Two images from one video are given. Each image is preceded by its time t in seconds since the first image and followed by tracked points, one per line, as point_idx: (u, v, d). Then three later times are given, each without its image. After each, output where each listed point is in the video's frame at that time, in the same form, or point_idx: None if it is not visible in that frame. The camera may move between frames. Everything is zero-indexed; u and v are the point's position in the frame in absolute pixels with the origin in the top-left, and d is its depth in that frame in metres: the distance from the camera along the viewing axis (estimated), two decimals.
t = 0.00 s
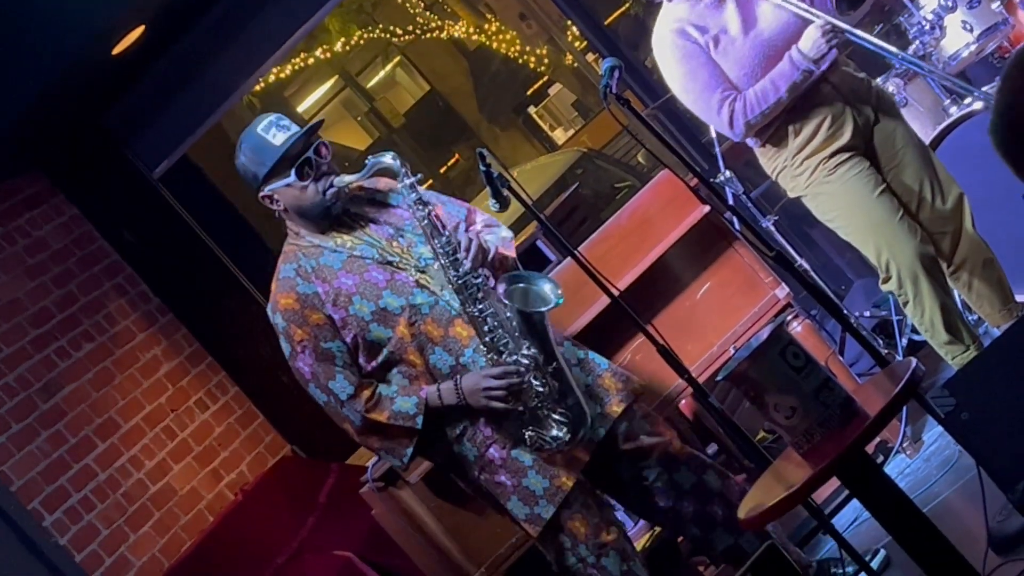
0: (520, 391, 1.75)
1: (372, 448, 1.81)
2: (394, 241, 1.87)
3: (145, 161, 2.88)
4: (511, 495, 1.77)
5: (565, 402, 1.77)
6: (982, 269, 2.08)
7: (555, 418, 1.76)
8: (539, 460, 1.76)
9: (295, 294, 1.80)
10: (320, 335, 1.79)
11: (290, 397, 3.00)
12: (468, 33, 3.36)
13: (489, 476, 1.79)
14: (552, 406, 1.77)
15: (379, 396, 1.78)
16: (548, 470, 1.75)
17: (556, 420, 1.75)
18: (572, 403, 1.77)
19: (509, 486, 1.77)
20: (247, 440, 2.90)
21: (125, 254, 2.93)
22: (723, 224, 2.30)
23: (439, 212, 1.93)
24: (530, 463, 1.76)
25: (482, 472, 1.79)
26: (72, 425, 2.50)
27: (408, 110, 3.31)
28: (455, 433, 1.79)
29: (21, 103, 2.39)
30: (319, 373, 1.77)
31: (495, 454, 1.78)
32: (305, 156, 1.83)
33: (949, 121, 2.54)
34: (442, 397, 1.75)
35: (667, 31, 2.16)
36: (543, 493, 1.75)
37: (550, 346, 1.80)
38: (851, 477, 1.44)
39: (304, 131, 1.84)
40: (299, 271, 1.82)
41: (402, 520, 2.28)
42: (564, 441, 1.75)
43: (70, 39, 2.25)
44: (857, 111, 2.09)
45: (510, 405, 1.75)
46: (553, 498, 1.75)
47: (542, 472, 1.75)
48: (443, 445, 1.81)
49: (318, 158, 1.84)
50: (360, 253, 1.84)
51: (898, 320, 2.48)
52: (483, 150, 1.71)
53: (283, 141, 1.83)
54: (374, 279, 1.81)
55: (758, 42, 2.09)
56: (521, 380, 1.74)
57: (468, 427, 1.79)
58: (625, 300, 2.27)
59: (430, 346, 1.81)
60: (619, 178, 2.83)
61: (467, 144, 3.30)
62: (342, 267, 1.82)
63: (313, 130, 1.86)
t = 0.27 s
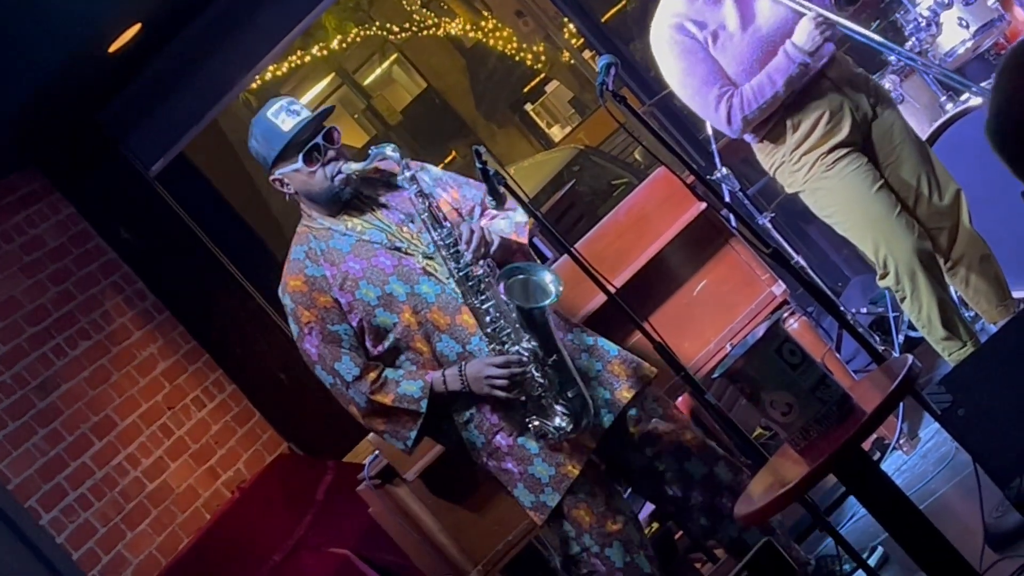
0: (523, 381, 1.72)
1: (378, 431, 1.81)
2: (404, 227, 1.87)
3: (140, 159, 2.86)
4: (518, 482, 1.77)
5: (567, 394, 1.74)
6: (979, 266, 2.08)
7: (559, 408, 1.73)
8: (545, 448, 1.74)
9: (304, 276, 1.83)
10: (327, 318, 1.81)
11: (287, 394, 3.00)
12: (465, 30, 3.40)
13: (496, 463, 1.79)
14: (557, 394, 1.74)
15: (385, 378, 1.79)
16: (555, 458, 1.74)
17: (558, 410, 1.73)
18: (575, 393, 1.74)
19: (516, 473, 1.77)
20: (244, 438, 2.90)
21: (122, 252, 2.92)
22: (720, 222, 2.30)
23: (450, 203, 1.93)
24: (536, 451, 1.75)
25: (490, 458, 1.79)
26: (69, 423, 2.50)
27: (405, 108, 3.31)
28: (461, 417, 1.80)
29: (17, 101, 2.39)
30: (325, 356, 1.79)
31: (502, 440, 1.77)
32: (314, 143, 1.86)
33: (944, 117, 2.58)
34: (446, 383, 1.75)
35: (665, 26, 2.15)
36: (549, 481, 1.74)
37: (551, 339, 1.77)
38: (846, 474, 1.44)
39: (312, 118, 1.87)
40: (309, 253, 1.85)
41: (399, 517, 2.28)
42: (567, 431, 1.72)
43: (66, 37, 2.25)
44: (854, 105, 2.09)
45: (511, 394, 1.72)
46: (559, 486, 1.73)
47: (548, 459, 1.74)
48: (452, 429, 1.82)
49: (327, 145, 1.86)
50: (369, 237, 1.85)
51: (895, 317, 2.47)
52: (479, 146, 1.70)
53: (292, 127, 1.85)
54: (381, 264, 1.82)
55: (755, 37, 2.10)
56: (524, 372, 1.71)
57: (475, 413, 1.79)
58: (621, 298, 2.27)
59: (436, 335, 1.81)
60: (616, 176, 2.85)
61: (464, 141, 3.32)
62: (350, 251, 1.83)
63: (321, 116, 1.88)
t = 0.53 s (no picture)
0: (516, 367, 1.72)
1: (379, 409, 1.83)
2: (411, 210, 1.85)
3: (132, 158, 2.90)
4: (514, 471, 1.76)
5: (563, 380, 1.70)
6: (973, 262, 2.08)
7: (556, 395, 1.70)
8: (542, 439, 1.73)
9: (307, 254, 1.83)
10: (329, 296, 1.81)
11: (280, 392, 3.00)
12: (458, 29, 3.41)
13: (494, 451, 1.78)
14: (554, 380, 1.70)
15: (386, 357, 1.79)
16: (551, 449, 1.73)
17: (555, 397, 1.70)
18: (572, 380, 1.70)
19: (513, 462, 1.76)
20: (237, 436, 2.91)
21: (115, 251, 2.92)
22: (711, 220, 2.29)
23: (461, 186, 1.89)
24: (533, 442, 1.73)
25: (488, 445, 1.79)
26: (62, 422, 2.50)
27: (399, 106, 3.30)
28: (461, 403, 1.79)
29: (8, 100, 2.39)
30: (327, 334, 1.81)
31: (499, 429, 1.76)
32: (319, 123, 1.85)
33: (936, 114, 2.58)
34: (445, 363, 1.75)
35: (659, 22, 2.15)
36: (544, 473, 1.73)
37: (546, 325, 1.72)
38: (839, 473, 1.43)
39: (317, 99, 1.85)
40: (314, 231, 1.85)
41: (392, 515, 2.29)
42: (561, 419, 1.69)
43: (57, 36, 2.24)
44: (850, 100, 2.08)
45: (504, 379, 1.72)
46: (553, 479, 1.72)
47: (545, 451, 1.73)
48: (451, 413, 1.82)
49: (332, 126, 1.85)
50: (374, 218, 1.83)
51: (887, 314, 2.47)
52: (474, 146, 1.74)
53: (296, 108, 1.84)
54: (384, 247, 1.80)
55: (750, 32, 2.09)
56: (517, 357, 1.71)
57: (474, 400, 1.78)
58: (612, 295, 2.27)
59: (436, 320, 1.79)
60: (609, 173, 2.85)
61: (457, 139, 3.33)
62: (354, 232, 1.82)
63: (328, 97, 1.87)
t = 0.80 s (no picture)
0: (515, 343, 1.67)
1: (383, 389, 1.79)
2: (416, 197, 1.83)
3: (128, 157, 2.90)
4: (515, 462, 1.73)
5: (561, 352, 1.67)
6: (970, 261, 2.07)
7: (557, 368, 1.68)
8: (546, 428, 1.70)
9: (311, 236, 1.82)
10: (334, 277, 1.80)
11: (277, 391, 2.99)
12: (454, 27, 3.42)
13: (496, 442, 1.75)
14: (551, 354, 1.68)
15: (389, 335, 1.76)
16: (554, 438, 1.70)
17: (555, 371, 1.68)
18: (570, 351, 1.67)
19: (513, 453, 1.73)
20: (234, 436, 2.90)
21: (111, 251, 2.92)
22: (709, 219, 2.30)
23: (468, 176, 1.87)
24: (536, 432, 1.71)
25: (491, 437, 1.76)
26: (58, 422, 2.50)
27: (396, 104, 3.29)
28: (469, 395, 1.77)
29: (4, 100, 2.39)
30: (331, 313, 1.79)
31: (503, 419, 1.73)
32: (320, 105, 1.83)
33: (932, 113, 2.58)
34: (447, 339, 1.70)
35: (657, 21, 2.15)
36: (546, 463, 1.70)
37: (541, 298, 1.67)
38: (834, 474, 1.43)
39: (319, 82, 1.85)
40: (318, 215, 1.84)
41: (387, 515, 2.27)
42: (560, 394, 1.67)
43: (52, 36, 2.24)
44: (847, 100, 2.09)
45: (504, 353, 1.68)
46: (557, 468, 1.70)
47: (548, 441, 1.70)
48: (456, 399, 1.79)
49: (334, 106, 1.83)
50: (378, 204, 1.81)
51: (884, 313, 2.47)
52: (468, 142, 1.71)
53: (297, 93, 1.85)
54: (386, 233, 1.79)
55: (749, 31, 2.09)
56: (515, 330, 1.67)
57: (478, 389, 1.76)
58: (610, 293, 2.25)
59: (436, 308, 1.77)
60: (605, 172, 2.83)
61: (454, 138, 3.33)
62: (358, 216, 1.80)
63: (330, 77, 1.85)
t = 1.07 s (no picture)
0: (512, 321, 1.63)
1: (389, 373, 1.79)
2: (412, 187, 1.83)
3: (124, 157, 2.92)
4: (516, 451, 1.73)
5: (559, 325, 1.67)
6: (966, 260, 2.07)
7: (557, 342, 1.66)
8: (545, 415, 1.70)
9: (309, 228, 1.82)
10: (334, 267, 1.80)
11: (273, 391, 3.00)
12: (449, 27, 3.43)
13: (497, 431, 1.75)
14: (550, 329, 1.66)
15: (391, 320, 1.76)
16: (553, 425, 1.70)
17: (555, 344, 1.66)
18: (568, 323, 1.67)
19: (514, 441, 1.73)
20: (230, 436, 2.90)
21: (107, 251, 2.91)
22: (705, 218, 2.29)
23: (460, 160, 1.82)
24: (535, 419, 1.70)
25: (491, 426, 1.76)
26: (54, 422, 2.50)
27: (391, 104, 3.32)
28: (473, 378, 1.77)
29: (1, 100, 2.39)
30: (333, 302, 1.79)
31: (503, 407, 1.73)
32: (308, 101, 1.82)
33: (929, 113, 2.58)
34: (449, 320, 1.69)
35: (654, 21, 2.14)
36: (547, 450, 1.70)
37: (535, 272, 1.67)
38: (832, 473, 1.40)
39: (303, 76, 1.83)
40: (315, 208, 1.84)
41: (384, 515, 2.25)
42: (563, 366, 1.66)
43: (49, 36, 2.24)
44: (844, 99, 2.09)
45: (502, 330, 1.65)
46: (558, 455, 1.70)
47: (547, 428, 1.70)
48: (460, 390, 1.79)
49: (322, 101, 1.82)
50: (374, 195, 1.81)
51: (880, 312, 2.47)
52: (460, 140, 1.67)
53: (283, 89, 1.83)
54: (383, 224, 1.79)
55: (745, 31, 2.09)
56: (512, 307, 1.63)
57: (479, 374, 1.75)
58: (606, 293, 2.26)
59: (434, 296, 1.77)
60: (600, 172, 2.84)
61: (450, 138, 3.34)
62: (354, 208, 1.81)
63: (317, 71, 1.84)
